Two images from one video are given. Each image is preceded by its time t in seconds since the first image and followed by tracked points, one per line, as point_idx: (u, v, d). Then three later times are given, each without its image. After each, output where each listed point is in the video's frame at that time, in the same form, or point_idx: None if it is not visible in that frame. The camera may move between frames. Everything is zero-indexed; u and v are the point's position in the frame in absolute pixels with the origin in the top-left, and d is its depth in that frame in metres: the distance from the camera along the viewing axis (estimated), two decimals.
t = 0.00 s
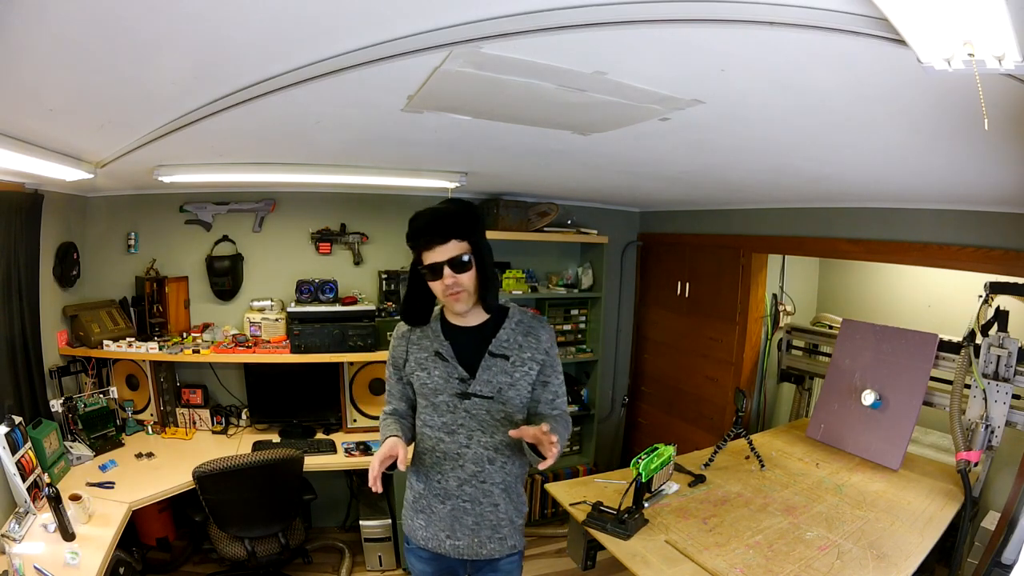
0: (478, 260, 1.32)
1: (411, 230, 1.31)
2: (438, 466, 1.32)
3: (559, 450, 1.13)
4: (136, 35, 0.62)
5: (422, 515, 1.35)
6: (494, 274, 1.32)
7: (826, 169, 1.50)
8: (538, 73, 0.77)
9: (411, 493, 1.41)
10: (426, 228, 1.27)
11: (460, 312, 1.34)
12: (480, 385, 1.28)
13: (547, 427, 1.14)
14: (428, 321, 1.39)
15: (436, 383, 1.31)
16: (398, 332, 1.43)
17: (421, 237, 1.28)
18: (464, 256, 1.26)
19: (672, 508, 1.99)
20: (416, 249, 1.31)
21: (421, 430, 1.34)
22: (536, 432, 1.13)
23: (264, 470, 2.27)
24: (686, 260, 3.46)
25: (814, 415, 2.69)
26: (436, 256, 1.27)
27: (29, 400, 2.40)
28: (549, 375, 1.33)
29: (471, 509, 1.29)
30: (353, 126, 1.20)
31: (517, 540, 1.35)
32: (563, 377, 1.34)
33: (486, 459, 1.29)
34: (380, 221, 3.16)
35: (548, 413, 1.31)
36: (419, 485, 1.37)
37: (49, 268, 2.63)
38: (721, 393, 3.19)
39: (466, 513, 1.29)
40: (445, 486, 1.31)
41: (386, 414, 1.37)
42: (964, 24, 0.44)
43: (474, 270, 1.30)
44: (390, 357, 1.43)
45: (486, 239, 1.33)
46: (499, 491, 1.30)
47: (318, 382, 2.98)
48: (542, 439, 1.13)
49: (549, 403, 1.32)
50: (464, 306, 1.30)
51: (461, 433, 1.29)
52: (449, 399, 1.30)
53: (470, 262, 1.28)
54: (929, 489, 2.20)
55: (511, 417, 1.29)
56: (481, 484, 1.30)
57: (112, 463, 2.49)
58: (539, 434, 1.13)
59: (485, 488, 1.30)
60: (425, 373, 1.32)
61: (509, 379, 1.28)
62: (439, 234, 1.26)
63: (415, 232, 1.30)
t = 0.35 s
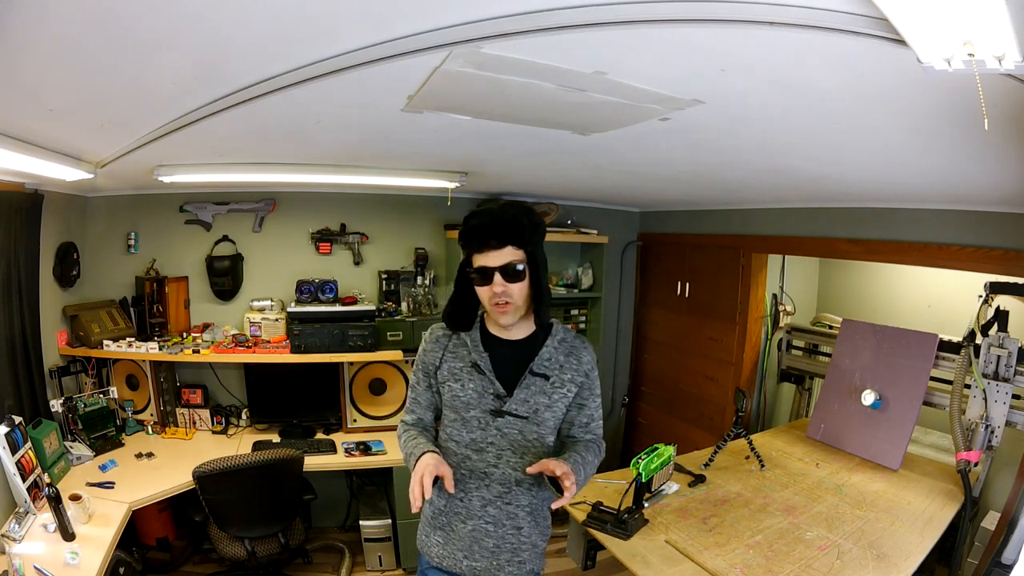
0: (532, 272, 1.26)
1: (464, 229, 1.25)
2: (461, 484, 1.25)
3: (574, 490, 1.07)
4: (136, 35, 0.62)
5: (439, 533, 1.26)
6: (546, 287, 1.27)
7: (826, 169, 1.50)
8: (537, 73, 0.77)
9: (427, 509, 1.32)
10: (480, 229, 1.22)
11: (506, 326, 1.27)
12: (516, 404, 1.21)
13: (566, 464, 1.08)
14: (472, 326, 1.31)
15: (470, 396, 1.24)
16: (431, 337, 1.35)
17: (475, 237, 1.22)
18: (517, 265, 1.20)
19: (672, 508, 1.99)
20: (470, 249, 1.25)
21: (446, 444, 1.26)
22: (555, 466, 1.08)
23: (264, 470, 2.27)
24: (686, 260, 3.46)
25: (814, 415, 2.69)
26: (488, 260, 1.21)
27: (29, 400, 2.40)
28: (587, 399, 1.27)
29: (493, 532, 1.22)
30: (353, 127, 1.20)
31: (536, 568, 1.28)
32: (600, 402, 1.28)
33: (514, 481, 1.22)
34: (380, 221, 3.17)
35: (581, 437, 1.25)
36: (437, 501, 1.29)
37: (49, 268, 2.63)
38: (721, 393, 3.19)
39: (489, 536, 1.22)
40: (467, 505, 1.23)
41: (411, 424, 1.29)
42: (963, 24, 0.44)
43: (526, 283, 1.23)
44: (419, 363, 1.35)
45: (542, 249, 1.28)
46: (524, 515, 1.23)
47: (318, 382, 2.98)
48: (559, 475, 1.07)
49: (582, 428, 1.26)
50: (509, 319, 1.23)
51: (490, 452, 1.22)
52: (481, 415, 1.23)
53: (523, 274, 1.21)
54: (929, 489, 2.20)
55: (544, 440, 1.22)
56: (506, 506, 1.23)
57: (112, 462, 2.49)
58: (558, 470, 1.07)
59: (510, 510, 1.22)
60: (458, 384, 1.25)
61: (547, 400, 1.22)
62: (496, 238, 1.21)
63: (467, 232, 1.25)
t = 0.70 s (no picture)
0: (545, 279, 1.21)
1: (475, 231, 1.21)
2: (475, 492, 1.23)
3: (583, 490, 1.07)
4: (136, 35, 0.62)
5: (452, 543, 1.26)
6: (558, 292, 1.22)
7: (826, 169, 1.50)
8: (537, 73, 0.77)
9: (438, 518, 1.32)
10: (492, 235, 1.17)
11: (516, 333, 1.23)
12: (529, 409, 1.19)
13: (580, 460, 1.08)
14: (482, 330, 1.28)
15: (481, 402, 1.21)
16: (440, 341, 1.32)
17: (487, 243, 1.17)
18: (529, 274, 1.16)
19: (672, 508, 1.99)
20: (480, 253, 1.21)
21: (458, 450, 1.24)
22: (567, 461, 1.08)
23: (264, 470, 2.26)
24: (686, 260, 3.46)
25: (814, 415, 2.69)
26: (499, 268, 1.17)
27: (29, 400, 2.40)
28: (600, 401, 1.25)
29: (509, 540, 1.21)
30: (353, 127, 1.20)
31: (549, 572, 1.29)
32: (613, 405, 1.26)
33: (529, 486, 1.21)
34: (380, 221, 3.16)
35: (594, 441, 1.23)
36: (449, 511, 1.28)
37: (49, 268, 2.63)
38: (721, 393, 3.19)
39: (504, 545, 1.21)
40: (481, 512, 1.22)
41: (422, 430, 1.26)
42: (963, 24, 0.44)
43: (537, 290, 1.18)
44: (427, 367, 1.32)
45: (557, 253, 1.22)
46: (539, 521, 1.23)
47: (318, 382, 2.98)
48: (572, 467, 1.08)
49: (595, 431, 1.24)
50: (520, 329, 1.20)
51: (504, 458, 1.20)
52: (494, 421, 1.21)
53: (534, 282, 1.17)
54: (929, 489, 2.20)
55: (558, 444, 1.21)
56: (521, 513, 1.22)
57: (112, 462, 2.49)
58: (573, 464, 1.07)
59: (525, 517, 1.22)
60: (469, 390, 1.22)
61: (560, 405, 1.20)
62: (509, 245, 1.16)
63: (478, 236, 1.20)
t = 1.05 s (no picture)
0: (543, 278, 1.20)
1: (473, 228, 1.18)
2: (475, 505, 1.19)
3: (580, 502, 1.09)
4: (136, 35, 0.62)
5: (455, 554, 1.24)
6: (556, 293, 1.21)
7: (826, 168, 1.50)
8: (537, 73, 0.77)
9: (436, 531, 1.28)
10: (492, 231, 1.15)
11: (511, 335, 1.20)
12: (528, 416, 1.17)
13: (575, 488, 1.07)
14: (475, 336, 1.24)
15: (478, 412, 1.17)
16: (429, 349, 1.25)
17: (487, 238, 1.15)
18: (529, 272, 1.14)
19: (672, 508, 1.99)
20: (477, 250, 1.18)
21: (454, 463, 1.19)
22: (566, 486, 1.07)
23: (264, 470, 2.26)
24: (686, 260, 3.46)
25: (814, 415, 2.69)
26: (497, 265, 1.14)
27: (29, 400, 2.40)
28: (592, 401, 1.27)
29: (513, 549, 1.20)
30: (353, 126, 1.20)
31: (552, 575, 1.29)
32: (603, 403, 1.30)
33: (530, 495, 1.20)
34: (380, 221, 3.16)
35: (586, 439, 1.28)
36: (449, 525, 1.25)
37: (49, 269, 2.63)
38: (722, 394, 3.18)
39: (509, 553, 1.20)
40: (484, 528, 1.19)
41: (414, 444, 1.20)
42: (963, 24, 0.44)
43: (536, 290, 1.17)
44: (415, 377, 1.25)
45: (555, 253, 1.22)
46: (543, 526, 1.22)
47: (318, 382, 2.98)
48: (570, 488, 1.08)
49: (587, 429, 1.28)
50: (518, 328, 1.16)
51: (504, 468, 1.17)
52: (492, 431, 1.17)
53: (534, 280, 1.15)
54: (929, 489, 2.20)
55: (554, 448, 1.21)
56: (524, 521, 1.21)
57: (112, 462, 2.49)
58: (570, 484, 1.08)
59: (528, 525, 1.21)
60: (464, 400, 1.18)
61: (558, 409, 1.20)
62: (510, 240, 1.14)
63: (476, 231, 1.17)
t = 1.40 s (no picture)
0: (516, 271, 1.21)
1: (451, 213, 1.21)
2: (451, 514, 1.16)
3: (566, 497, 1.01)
4: (135, 35, 0.62)
5: (434, 569, 1.19)
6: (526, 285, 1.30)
7: (825, 168, 1.50)
8: (537, 73, 0.77)
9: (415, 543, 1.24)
10: (472, 217, 1.18)
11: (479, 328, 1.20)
12: (500, 416, 1.15)
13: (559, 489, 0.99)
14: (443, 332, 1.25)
15: (448, 414, 1.15)
16: (396, 352, 1.23)
17: (463, 223, 1.18)
18: (502, 262, 1.16)
19: (672, 508, 1.99)
20: (454, 236, 1.19)
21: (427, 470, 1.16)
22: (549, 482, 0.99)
23: (264, 470, 2.26)
24: (686, 260, 3.46)
25: (814, 415, 2.69)
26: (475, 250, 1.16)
27: (28, 400, 2.40)
28: (574, 401, 1.23)
29: (494, 559, 1.16)
30: (353, 126, 1.20)
31: None
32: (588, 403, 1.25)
33: (508, 501, 1.15)
34: (380, 221, 3.16)
35: (573, 442, 1.22)
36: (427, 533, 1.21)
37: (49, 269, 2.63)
38: (721, 394, 3.18)
39: (489, 564, 1.16)
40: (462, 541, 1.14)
41: (377, 452, 1.12)
42: (963, 24, 0.44)
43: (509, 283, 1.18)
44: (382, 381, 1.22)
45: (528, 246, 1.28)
46: (524, 536, 1.18)
47: (319, 382, 2.98)
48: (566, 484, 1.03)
49: (574, 433, 1.23)
50: (487, 319, 1.16)
51: (478, 474, 1.14)
52: (464, 433, 1.14)
53: (506, 272, 1.16)
54: (929, 489, 2.20)
55: (533, 452, 1.18)
56: (503, 531, 1.17)
57: (112, 462, 2.49)
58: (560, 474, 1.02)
59: (508, 534, 1.17)
60: (433, 402, 1.15)
61: (533, 409, 1.17)
62: (489, 227, 1.17)
63: (455, 217, 1.20)
